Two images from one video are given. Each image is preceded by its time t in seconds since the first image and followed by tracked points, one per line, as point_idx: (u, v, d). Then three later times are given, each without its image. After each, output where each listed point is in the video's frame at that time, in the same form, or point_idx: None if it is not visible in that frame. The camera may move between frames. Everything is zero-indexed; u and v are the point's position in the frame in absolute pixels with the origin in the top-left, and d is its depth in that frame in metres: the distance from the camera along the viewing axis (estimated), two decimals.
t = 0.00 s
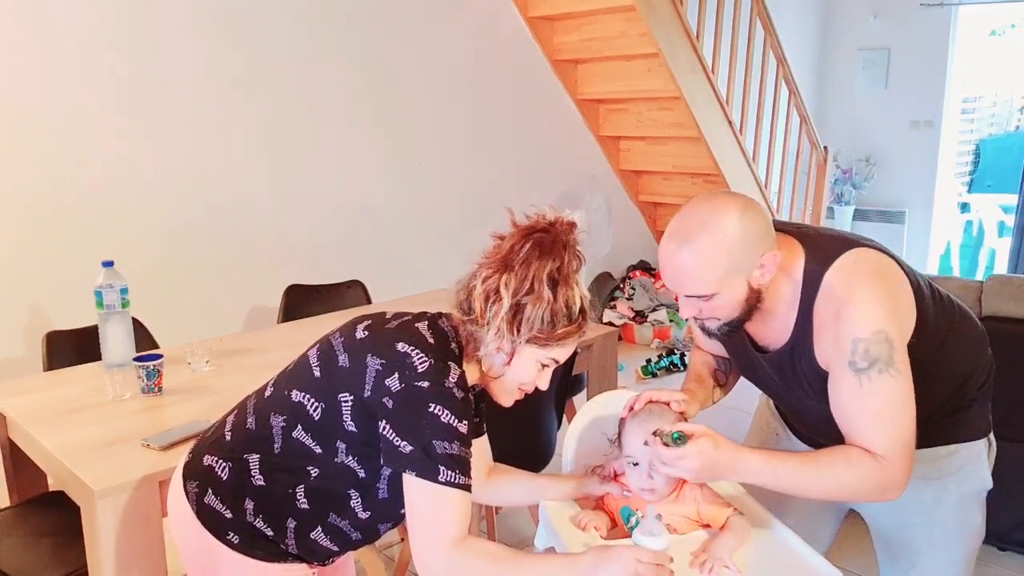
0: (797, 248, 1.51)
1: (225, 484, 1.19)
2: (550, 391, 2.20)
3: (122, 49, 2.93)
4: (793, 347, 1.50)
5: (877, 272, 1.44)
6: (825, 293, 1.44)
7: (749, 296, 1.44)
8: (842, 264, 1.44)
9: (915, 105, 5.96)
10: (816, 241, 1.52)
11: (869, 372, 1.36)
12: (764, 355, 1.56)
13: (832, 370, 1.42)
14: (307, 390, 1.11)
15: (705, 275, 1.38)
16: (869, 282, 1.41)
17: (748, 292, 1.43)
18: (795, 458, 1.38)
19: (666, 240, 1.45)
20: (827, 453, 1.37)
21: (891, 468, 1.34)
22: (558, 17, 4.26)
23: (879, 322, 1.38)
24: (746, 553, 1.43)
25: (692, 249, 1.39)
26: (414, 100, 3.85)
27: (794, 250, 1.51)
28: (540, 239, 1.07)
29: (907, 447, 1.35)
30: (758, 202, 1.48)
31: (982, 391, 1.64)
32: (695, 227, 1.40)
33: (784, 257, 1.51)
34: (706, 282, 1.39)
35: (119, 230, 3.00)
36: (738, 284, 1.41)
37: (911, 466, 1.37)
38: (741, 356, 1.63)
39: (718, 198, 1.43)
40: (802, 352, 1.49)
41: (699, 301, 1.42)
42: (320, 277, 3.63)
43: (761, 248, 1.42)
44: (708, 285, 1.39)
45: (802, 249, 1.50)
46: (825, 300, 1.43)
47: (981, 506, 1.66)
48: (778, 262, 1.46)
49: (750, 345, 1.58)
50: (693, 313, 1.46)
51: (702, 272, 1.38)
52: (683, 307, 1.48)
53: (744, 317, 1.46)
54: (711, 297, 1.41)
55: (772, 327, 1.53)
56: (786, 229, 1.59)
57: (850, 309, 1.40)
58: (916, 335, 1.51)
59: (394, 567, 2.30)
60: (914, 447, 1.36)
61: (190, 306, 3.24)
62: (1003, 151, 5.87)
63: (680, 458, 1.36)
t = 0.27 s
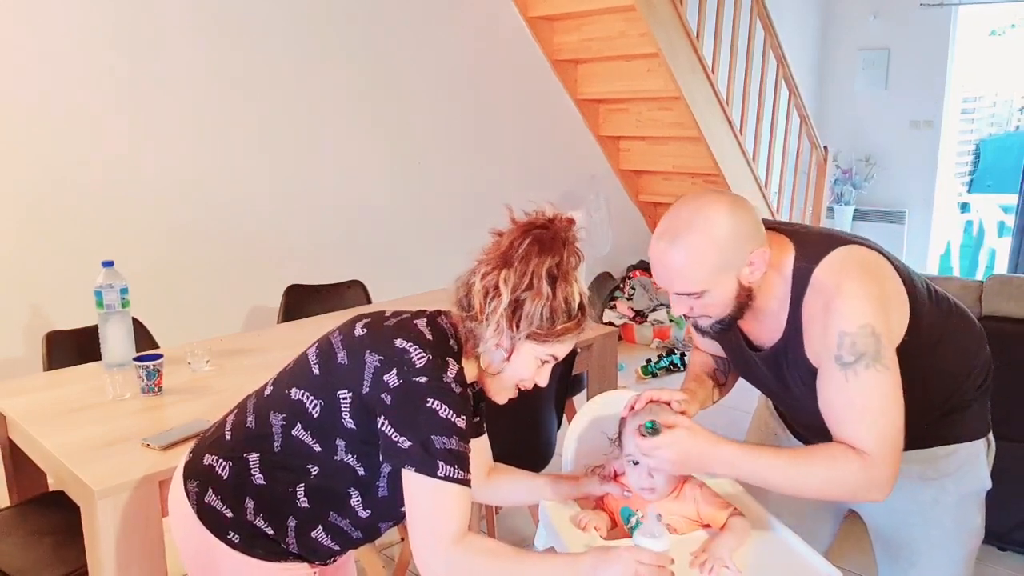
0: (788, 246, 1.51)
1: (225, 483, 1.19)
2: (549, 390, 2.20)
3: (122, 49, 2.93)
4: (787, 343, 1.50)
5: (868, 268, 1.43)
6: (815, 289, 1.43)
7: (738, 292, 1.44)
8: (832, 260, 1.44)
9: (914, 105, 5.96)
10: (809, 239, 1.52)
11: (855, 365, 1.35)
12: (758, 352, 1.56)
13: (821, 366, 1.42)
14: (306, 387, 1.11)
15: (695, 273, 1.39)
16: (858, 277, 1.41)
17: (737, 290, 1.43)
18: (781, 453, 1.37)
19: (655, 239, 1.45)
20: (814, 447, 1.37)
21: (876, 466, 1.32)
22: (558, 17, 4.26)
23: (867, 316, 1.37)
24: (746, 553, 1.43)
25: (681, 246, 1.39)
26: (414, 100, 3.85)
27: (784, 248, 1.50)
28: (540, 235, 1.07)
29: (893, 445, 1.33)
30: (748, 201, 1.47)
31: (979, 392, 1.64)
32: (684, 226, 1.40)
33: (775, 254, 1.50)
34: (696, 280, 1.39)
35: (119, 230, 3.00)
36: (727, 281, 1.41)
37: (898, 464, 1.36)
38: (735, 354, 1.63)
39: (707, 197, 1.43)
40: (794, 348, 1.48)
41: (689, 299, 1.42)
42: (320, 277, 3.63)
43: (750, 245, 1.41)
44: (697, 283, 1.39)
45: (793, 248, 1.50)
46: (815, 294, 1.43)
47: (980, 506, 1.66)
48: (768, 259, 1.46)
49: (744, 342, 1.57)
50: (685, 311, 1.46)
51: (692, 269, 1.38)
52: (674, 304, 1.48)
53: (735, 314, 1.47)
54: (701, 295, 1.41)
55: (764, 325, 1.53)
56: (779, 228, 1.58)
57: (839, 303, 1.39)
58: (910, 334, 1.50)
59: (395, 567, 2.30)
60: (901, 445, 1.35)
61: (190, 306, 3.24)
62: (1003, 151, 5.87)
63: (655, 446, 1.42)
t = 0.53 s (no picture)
0: (785, 243, 1.51)
1: (225, 483, 1.19)
2: (550, 390, 2.19)
3: (121, 49, 2.93)
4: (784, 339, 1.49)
5: (862, 264, 1.43)
6: (810, 287, 1.43)
7: (736, 291, 1.43)
8: (829, 257, 1.44)
9: (914, 105, 5.95)
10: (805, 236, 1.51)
11: (845, 360, 1.34)
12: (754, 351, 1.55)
13: (813, 362, 1.41)
14: (306, 389, 1.11)
15: (690, 271, 1.39)
16: (852, 273, 1.40)
17: (735, 288, 1.43)
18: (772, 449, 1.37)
19: (652, 238, 1.45)
20: (805, 444, 1.36)
21: (859, 461, 1.32)
22: (558, 17, 4.26)
23: (857, 311, 1.36)
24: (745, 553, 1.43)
25: (678, 245, 1.39)
26: (414, 100, 3.85)
27: (781, 246, 1.50)
28: (542, 238, 1.07)
29: (879, 442, 1.33)
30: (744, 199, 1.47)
31: (978, 392, 1.64)
32: (679, 225, 1.40)
33: (771, 252, 1.50)
34: (692, 278, 1.39)
35: (118, 230, 3.00)
36: (725, 281, 1.41)
37: (885, 461, 1.35)
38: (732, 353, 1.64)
39: (704, 196, 1.43)
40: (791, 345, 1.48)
41: (686, 298, 1.42)
42: (320, 277, 3.63)
43: (747, 244, 1.41)
44: (693, 282, 1.39)
45: (789, 245, 1.49)
46: (809, 292, 1.43)
47: (980, 506, 1.66)
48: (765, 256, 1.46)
49: (740, 341, 1.57)
50: (682, 310, 1.46)
51: (688, 269, 1.38)
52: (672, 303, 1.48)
53: (733, 313, 1.46)
54: (698, 294, 1.41)
55: (762, 324, 1.52)
56: (776, 227, 1.58)
57: (832, 299, 1.39)
58: (906, 333, 1.49)
59: (395, 567, 2.30)
60: (888, 443, 1.34)
61: (190, 306, 3.24)
62: (1003, 150, 5.87)
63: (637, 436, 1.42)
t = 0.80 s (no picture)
0: (780, 243, 1.51)
1: (223, 483, 1.18)
2: (550, 391, 2.19)
3: (121, 49, 2.93)
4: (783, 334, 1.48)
5: (857, 261, 1.42)
6: (807, 285, 1.42)
7: (730, 291, 1.43)
8: (825, 255, 1.42)
9: (915, 105, 5.95)
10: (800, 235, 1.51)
11: (850, 359, 1.33)
12: (751, 351, 1.55)
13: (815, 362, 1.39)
14: (304, 387, 1.11)
15: (684, 269, 1.38)
16: (849, 271, 1.39)
17: (728, 287, 1.43)
18: (776, 453, 1.35)
19: (646, 238, 1.45)
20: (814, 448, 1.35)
21: (875, 459, 1.31)
22: (558, 16, 4.25)
23: (859, 309, 1.35)
24: (745, 554, 1.42)
25: (671, 244, 1.39)
26: (415, 99, 3.85)
27: (776, 246, 1.50)
28: (539, 235, 1.06)
29: (891, 437, 1.33)
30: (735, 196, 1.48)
31: (979, 393, 1.62)
32: (672, 225, 1.40)
33: (766, 253, 1.50)
34: (685, 276, 1.39)
35: (118, 230, 3.00)
36: (718, 280, 1.41)
37: (896, 456, 1.35)
38: (728, 351, 1.63)
39: (697, 195, 1.43)
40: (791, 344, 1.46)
41: (680, 296, 1.42)
42: (320, 277, 3.62)
43: (739, 244, 1.41)
44: (687, 280, 1.39)
45: (785, 245, 1.49)
46: (806, 291, 1.41)
47: (981, 508, 1.66)
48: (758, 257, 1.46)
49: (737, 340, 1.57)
50: (677, 309, 1.46)
51: (682, 267, 1.38)
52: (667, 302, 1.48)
53: (727, 312, 1.46)
54: (691, 292, 1.41)
55: (760, 323, 1.52)
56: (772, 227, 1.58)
57: (831, 299, 1.37)
58: (904, 331, 1.48)
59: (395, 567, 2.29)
60: (898, 438, 1.34)
61: (191, 306, 3.24)
62: (1004, 150, 5.86)
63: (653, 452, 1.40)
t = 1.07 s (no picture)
0: (772, 239, 1.50)
1: (221, 484, 1.18)
2: (551, 392, 2.19)
3: (120, 49, 2.92)
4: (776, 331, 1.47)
5: (846, 256, 1.42)
6: (796, 280, 1.42)
7: (718, 285, 1.43)
8: (814, 250, 1.43)
9: (916, 105, 5.94)
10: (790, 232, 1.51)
11: (833, 350, 1.32)
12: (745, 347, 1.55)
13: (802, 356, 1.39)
14: (303, 389, 1.10)
15: (672, 262, 1.38)
16: (835, 264, 1.38)
17: (716, 281, 1.43)
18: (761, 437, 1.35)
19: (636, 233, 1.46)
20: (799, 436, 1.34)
21: (854, 452, 1.30)
22: (558, 16, 4.24)
23: (843, 300, 1.34)
24: (747, 554, 1.42)
25: (657, 238, 1.40)
26: (415, 99, 3.84)
27: (767, 242, 1.50)
28: (540, 238, 1.06)
29: (876, 432, 1.30)
30: (725, 193, 1.49)
31: (979, 393, 1.61)
32: (657, 219, 1.41)
33: (757, 248, 1.50)
34: (672, 270, 1.39)
35: (117, 230, 2.99)
36: (705, 273, 1.41)
37: (880, 453, 1.32)
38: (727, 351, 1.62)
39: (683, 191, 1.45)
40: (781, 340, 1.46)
41: (668, 290, 1.42)
42: (320, 277, 3.62)
43: (725, 237, 1.42)
44: (673, 274, 1.39)
45: (775, 241, 1.49)
46: (794, 284, 1.41)
47: (982, 509, 1.65)
48: (746, 251, 1.46)
49: (732, 338, 1.56)
50: (667, 304, 1.46)
51: (667, 260, 1.39)
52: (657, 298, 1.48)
53: (717, 308, 1.46)
54: (679, 286, 1.41)
55: (753, 321, 1.51)
56: (764, 224, 1.58)
57: (817, 291, 1.36)
58: (899, 330, 1.47)
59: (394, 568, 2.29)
60: (885, 431, 1.31)
61: (190, 306, 3.23)
62: (1005, 150, 5.86)
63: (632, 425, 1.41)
